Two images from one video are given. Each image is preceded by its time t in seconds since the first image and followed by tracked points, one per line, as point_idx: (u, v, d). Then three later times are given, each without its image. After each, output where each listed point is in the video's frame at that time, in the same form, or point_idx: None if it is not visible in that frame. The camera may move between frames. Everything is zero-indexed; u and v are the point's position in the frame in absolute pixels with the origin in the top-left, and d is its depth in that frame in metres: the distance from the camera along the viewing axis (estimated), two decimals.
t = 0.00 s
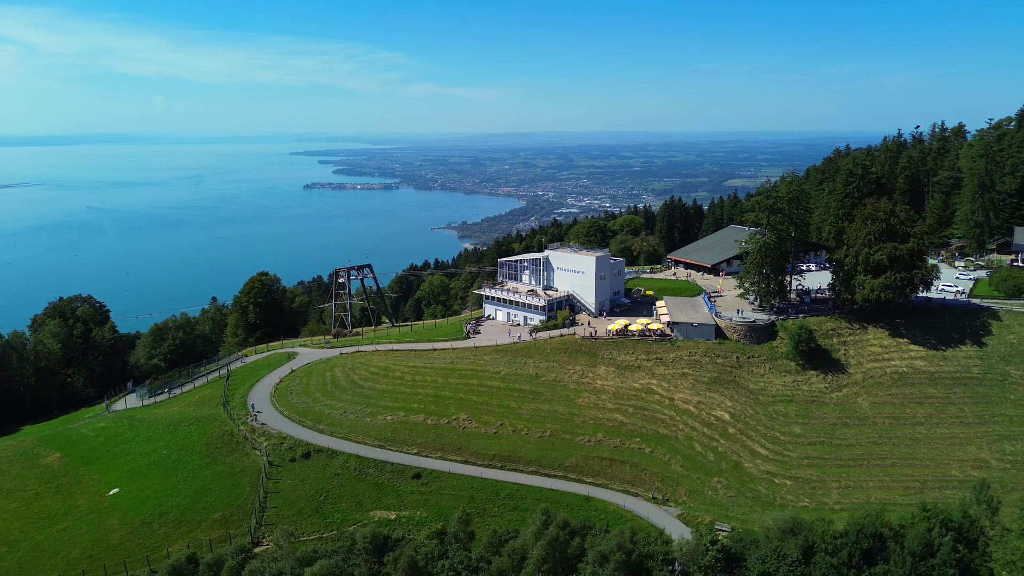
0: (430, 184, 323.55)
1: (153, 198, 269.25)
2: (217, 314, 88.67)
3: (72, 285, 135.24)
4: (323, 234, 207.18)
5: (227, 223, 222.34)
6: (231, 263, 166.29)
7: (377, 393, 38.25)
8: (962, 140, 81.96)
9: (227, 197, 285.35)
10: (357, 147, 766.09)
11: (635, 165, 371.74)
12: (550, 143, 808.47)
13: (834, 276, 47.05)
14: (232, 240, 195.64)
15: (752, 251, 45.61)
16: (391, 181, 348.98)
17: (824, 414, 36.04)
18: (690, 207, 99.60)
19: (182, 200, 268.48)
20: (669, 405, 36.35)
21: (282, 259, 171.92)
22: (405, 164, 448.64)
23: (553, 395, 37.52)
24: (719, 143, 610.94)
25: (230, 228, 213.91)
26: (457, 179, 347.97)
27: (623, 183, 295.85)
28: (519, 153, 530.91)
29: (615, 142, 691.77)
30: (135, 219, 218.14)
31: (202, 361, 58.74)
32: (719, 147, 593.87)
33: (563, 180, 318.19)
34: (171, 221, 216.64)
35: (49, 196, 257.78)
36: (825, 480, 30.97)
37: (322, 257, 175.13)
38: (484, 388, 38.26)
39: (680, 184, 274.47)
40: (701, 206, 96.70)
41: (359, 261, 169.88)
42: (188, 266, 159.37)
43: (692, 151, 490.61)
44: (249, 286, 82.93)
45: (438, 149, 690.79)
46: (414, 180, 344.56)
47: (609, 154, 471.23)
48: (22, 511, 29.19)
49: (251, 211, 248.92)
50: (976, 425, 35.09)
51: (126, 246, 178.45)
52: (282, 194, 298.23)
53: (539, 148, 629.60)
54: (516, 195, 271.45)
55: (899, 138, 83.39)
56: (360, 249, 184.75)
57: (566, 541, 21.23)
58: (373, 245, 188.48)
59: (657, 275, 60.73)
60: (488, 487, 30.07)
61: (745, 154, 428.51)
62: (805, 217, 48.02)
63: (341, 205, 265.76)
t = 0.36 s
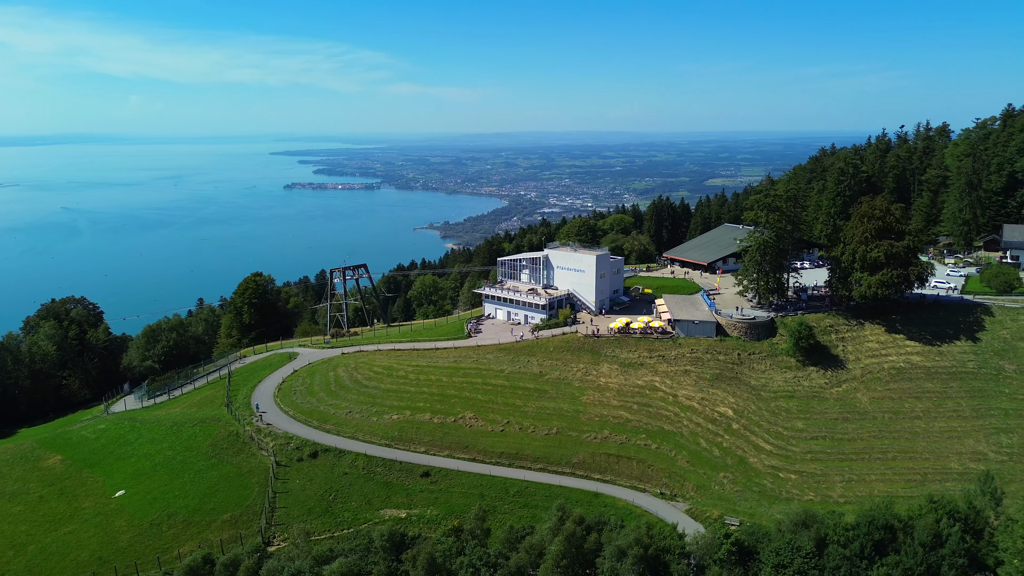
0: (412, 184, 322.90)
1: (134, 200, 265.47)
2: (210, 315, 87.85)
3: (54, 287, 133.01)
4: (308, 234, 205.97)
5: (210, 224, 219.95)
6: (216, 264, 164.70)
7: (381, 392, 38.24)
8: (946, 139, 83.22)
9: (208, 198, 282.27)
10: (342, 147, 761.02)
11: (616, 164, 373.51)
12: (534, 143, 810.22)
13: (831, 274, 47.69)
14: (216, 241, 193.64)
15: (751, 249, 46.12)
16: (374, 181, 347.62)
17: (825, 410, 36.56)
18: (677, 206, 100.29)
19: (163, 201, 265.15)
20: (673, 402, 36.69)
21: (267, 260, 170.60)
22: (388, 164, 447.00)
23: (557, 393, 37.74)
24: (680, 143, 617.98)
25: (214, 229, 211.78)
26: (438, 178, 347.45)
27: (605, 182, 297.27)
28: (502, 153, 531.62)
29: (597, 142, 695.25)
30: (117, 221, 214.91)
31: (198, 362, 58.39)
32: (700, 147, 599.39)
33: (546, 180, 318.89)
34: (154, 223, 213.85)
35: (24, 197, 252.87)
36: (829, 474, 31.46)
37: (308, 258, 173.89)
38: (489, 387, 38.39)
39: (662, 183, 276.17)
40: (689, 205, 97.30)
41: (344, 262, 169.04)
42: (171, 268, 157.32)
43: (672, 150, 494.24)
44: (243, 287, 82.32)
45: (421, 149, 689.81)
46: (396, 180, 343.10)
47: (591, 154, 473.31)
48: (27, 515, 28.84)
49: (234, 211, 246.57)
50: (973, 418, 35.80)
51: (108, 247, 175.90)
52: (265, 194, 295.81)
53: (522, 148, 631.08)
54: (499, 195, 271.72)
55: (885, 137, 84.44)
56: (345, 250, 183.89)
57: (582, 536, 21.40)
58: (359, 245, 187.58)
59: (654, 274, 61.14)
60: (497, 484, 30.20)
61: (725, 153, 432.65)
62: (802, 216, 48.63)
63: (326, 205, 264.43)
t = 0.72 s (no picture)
0: (394, 184, 322.42)
1: (115, 201, 261.90)
2: (203, 317, 87.06)
3: (36, 290, 130.73)
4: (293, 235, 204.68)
5: (193, 225, 217.57)
6: (200, 265, 163.02)
7: (386, 391, 38.26)
8: (931, 140, 84.60)
9: (190, 199, 278.98)
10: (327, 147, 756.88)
11: (598, 165, 375.38)
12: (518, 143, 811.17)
13: (827, 272, 48.35)
14: (201, 242, 191.75)
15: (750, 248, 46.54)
16: (357, 181, 346.20)
17: (825, 405, 37.12)
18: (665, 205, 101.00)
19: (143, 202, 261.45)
20: (676, 399, 37.04)
21: (252, 261, 169.26)
22: (371, 164, 445.32)
23: (561, 391, 37.96)
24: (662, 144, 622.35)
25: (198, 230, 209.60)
26: (420, 179, 347.14)
27: (587, 182, 298.79)
28: (485, 153, 532.04)
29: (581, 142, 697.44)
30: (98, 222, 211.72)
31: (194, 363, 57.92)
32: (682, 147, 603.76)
33: (529, 180, 319.65)
34: (135, 224, 210.96)
35: None
36: (832, 469, 31.95)
37: (293, 259, 172.85)
38: (494, 385, 38.54)
39: (644, 183, 278.30)
40: (676, 205, 98.01)
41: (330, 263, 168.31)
42: (155, 269, 155.36)
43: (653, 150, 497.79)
44: (238, 288, 81.72)
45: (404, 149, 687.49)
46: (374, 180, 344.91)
47: (574, 154, 475.25)
48: (31, 519, 28.57)
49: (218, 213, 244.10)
50: (970, 412, 36.52)
51: (88, 249, 173.29)
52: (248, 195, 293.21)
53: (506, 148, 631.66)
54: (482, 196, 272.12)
55: (869, 138, 85.68)
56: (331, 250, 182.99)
57: (598, 532, 21.58)
58: (345, 246, 186.82)
59: (650, 272, 61.57)
60: (505, 482, 30.34)
61: (706, 153, 436.67)
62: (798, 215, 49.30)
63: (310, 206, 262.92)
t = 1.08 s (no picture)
0: (376, 185, 321.67)
1: (97, 202, 258.72)
2: (196, 318, 86.35)
3: (18, 293, 128.72)
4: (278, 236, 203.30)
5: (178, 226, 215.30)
6: (186, 266, 161.46)
7: (390, 391, 38.25)
8: (917, 139, 85.68)
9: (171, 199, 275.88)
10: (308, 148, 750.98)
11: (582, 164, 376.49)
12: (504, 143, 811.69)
13: (824, 270, 48.91)
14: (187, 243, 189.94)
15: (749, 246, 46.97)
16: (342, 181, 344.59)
17: (826, 401, 37.62)
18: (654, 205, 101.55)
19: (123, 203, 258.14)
20: (680, 396, 37.35)
21: (238, 262, 167.98)
22: (356, 164, 443.39)
23: (565, 389, 38.16)
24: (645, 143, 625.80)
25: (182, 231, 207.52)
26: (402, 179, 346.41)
27: (570, 182, 299.80)
28: (469, 154, 531.80)
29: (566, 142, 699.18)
30: (80, 223, 208.78)
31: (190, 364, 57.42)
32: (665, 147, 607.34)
33: (512, 180, 319.95)
34: (119, 226, 208.36)
35: None
36: (835, 464, 32.40)
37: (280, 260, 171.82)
38: (498, 384, 38.66)
39: (626, 183, 279.46)
40: (664, 204, 98.54)
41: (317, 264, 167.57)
42: (140, 271, 153.50)
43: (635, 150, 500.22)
44: (232, 288, 81.13)
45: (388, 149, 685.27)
46: (360, 180, 344.21)
47: (557, 154, 476.30)
48: (36, 523, 28.32)
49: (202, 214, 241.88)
50: (966, 407, 37.17)
51: (69, 250, 170.84)
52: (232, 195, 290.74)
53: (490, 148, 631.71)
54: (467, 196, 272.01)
55: (855, 137, 86.68)
56: (318, 250, 182.12)
57: (612, 528, 21.72)
58: (332, 247, 186.00)
59: (647, 272, 61.93)
60: (513, 480, 30.49)
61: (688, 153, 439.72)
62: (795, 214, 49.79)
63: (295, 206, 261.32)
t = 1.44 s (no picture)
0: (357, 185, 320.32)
1: (74, 203, 254.67)
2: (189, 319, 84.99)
3: None
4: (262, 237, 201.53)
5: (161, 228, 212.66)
6: (170, 268, 159.61)
7: (395, 391, 38.27)
8: (902, 139, 86.78)
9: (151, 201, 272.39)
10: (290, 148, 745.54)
11: (564, 164, 377.09)
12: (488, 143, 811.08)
13: (820, 268, 49.54)
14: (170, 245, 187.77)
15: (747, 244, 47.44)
16: (324, 181, 342.44)
17: (826, 397, 38.18)
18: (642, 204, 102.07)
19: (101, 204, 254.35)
20: (683, 393, 37.73)
21: (223, 264, 166.35)
22: (338, 164, 440.67)
23: (569, 388, 38.40)
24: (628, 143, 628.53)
25: (165, 232, 205.02)
26: (383, 179, 345.03)
27: (552, 182, 300.35)
28: (452, 154, 530.83)
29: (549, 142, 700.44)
30: (59, 225, 205.57)
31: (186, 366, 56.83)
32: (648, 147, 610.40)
33: (495, 180, 319.83)
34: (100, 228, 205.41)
35: None
36: (837, 458, 32.93)
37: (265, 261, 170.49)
38: (502, 383, 38.81)
39: (608, 183, 280.29)
40: (652, 203, 99.06)
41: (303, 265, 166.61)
42: (124, 273, 151.54)
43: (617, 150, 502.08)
44: (226, 289, 80.50)
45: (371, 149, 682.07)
46: (338, 180, 343.99)
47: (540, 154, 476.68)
48: (42, 527, 28.05)
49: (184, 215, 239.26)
50: (962, 401, 37.91)
51: (48, 253, 168.06)
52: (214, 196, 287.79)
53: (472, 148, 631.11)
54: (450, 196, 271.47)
55: (840, 137, 87.69)
56: (303, 251, 181.07)
57: (627, 524, 21.92)
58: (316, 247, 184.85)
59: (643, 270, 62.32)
60: (522, 478, 30.66)
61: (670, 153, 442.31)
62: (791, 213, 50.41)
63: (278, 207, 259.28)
